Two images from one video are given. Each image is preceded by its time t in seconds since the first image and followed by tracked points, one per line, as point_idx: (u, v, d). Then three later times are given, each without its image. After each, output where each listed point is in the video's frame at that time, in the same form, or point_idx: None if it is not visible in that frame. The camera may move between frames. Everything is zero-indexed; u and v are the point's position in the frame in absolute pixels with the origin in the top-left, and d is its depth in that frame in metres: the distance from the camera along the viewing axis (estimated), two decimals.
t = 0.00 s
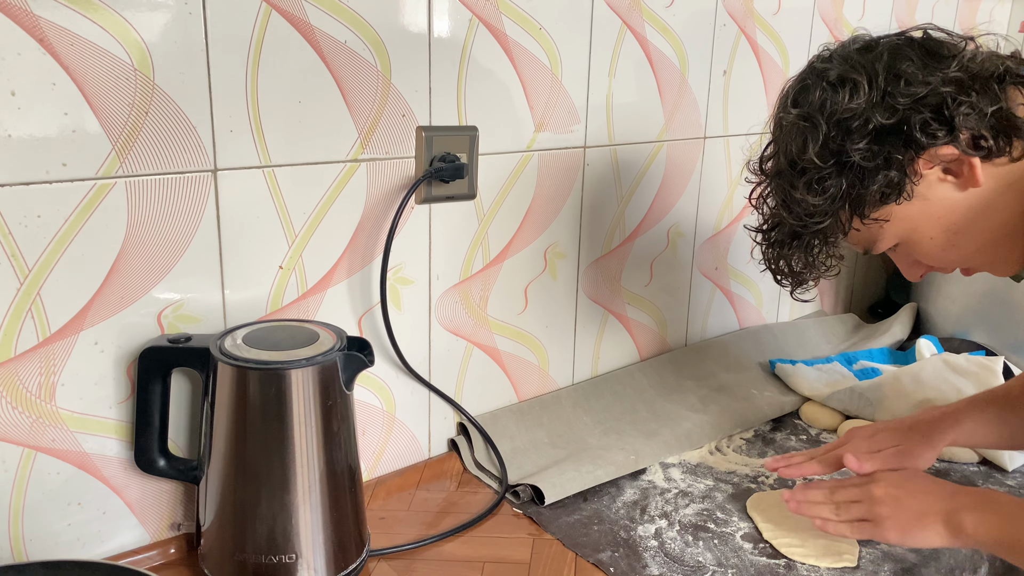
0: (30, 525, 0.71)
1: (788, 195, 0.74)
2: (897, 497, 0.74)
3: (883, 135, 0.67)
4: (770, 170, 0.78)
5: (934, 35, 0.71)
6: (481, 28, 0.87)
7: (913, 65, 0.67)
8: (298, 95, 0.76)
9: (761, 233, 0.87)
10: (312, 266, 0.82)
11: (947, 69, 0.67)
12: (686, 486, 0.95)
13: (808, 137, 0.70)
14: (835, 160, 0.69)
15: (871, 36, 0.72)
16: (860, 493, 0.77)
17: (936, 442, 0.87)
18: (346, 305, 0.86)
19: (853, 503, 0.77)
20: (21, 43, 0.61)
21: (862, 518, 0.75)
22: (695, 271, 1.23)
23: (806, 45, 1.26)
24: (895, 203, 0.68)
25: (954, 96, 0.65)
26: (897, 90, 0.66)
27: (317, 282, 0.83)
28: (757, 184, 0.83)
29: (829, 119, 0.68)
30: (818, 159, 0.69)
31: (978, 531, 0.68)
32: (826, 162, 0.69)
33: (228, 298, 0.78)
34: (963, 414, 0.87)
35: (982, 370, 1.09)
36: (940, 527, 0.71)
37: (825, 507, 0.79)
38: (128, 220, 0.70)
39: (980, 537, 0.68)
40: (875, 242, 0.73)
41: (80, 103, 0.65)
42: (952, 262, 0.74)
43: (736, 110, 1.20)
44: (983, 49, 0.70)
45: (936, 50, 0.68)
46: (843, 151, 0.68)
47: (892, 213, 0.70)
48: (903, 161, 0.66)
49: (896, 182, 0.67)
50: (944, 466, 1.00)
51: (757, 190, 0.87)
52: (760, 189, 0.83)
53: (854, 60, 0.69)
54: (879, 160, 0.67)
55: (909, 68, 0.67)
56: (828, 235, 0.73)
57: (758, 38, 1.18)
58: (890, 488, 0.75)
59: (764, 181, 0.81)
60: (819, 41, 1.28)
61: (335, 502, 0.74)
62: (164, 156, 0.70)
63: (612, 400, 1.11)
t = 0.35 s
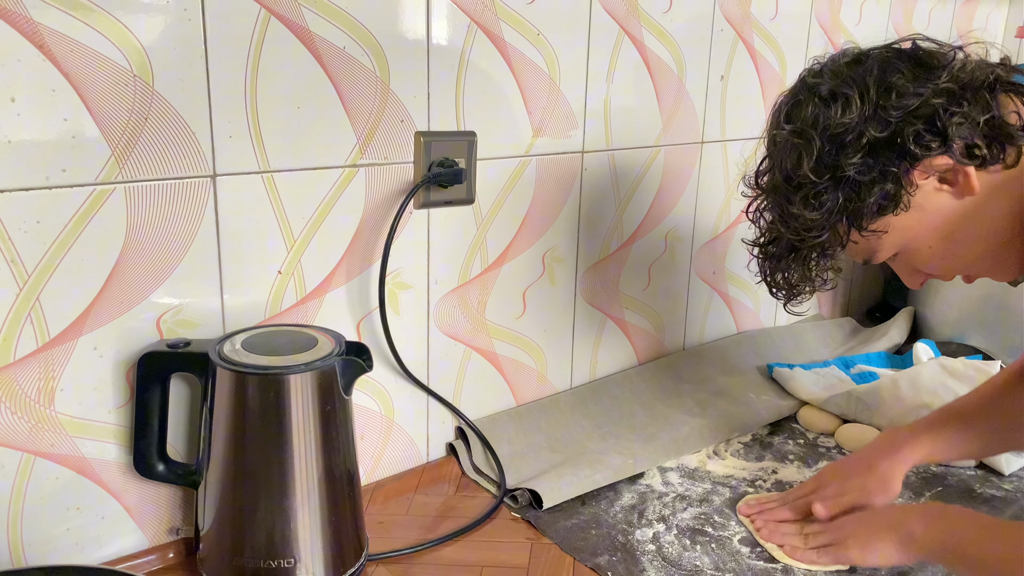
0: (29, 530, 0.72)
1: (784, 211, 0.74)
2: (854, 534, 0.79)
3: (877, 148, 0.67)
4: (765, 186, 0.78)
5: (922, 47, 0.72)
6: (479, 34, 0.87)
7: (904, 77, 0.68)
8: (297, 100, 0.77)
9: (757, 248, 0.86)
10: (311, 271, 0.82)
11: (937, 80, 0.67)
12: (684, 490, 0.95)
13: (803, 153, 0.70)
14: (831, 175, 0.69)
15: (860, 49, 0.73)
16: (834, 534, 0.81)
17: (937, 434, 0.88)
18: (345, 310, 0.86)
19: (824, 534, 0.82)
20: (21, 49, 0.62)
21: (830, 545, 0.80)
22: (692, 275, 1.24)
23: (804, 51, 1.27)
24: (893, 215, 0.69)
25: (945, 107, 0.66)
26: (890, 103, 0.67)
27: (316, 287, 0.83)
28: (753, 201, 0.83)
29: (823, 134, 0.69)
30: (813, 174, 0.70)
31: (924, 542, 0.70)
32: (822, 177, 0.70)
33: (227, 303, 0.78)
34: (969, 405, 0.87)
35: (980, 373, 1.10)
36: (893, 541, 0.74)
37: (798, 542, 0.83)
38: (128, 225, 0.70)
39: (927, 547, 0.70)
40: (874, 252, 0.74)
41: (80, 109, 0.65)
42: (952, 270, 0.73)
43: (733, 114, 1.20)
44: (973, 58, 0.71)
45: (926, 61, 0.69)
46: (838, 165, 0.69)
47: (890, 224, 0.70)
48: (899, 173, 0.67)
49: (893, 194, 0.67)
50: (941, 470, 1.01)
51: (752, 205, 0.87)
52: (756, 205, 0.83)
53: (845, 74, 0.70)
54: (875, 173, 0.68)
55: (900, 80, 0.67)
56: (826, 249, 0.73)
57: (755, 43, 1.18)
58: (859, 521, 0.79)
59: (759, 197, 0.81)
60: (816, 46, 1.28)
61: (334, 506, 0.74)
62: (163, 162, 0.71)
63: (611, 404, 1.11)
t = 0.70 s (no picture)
0: (25, 532, 0.71)
1: (779, 220, 0.75)
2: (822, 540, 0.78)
3: (867, 157, 0.68)
4: (761, 196, 0.79)
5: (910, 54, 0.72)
6: (476, 35, 0.87)
7: (891, 86, 0.68)
8: (293, 102, 0.77)
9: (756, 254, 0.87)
10: (308, 272, 0.82)
11: (925, 87, 0.68)
12: (681, 491, 0.95)
13: (794, 164, 0.71)
14: (822, 185, 0.70)
15: (849, 59, 0.73)
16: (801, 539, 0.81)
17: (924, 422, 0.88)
18: (342, 311, 0.86)
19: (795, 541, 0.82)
20: (17, 51, 0.61)
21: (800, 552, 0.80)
22: (689, 277, 1.24)
23: (800, 53, 1.27)
24: (886, 221, 0.69)
25: (934, 114, 0.66)
26: (878, 112, 0.67)
27: (313, 288, 0.83)
28: (748, 209, 0.84)
29: (814, 145, 0.69)
30: (805, 184, 0.71)
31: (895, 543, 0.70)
32: (813, 187, 0.70)
33: (224, 305, 0.78)
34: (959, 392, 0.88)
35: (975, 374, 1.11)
36: (867, 534, 0.74)
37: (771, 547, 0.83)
38: (124, 227, 0.70)
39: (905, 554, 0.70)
40: (869, 258, 0.74)
41: (76, 111, 0.65)
42: (949, 273, 0.73)
43: (729, 116, 1.21)
44: (960, 64, 0.71)
45: (913, 69, 0.69)
46: (829, 175, 0.69)
47: (884, 230, 0.70)
48: (890, 181, 0.67)
49: (885, 202, 0.68)
50: (937, 471, 1.01)
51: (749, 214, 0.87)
52: (752, 214, 0.84)
53: (833, 85, 0.70)
54: (865, 181, 0.68)
55: (887, 89, 0.68)
56: (821, 256, 0.74)
57: (752, 45, 1.19)
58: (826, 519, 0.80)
59: (755, 206, 0.82)
60: (812, 48, 1.29)
61: (331, 508, 0.74)
62: (160, 164, 0.70)
63: (608, 405, 1.11)
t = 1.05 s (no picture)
0: (18, 536, 0.71)
1: (767, 226, 0.75)
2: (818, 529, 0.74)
3: (852, 163, 0.68)
4: (750, 201, 0.79)
5: (893, 60, 0.72)
6: (470, 38, 0.87)
7: (875, 92, 0.68)
8: (287, 105, 0.77)
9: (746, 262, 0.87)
10: (302, 275, 0.83)
11: (907, 93, 0.68)
12: (676, 493, 0.95)
13: (780, 171, 0.71)
14: (809, 191, 0.70)
15: (833, 66, 0.73)
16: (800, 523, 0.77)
17: (927, 411, 0.88)
18: (336, 314, 0.86)
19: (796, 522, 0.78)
20: (11, 54, 0.62)
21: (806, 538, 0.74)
22: (683, 279, 1.24)
23: (793, 55, 1.27)
24: (873, 226, 0.69)
25: (916, 119, 0.67)
26: (862, 118, 0.67)
27: (308, 291, 0.84)
28: (738, 216, 0.84)
29: (800, 151, 0.70)
30: (792, 191, 0.71)
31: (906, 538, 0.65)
32: (800, 193, 0.71)
33: (218, 308, 0.78)
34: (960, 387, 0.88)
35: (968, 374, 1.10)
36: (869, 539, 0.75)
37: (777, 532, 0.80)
38: (118, 230, 0.70)
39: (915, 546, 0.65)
40: (859, 262, 0.74)
41: (70, 114, 0.65)
42: (937, 273, 0.74)
43: (723, 118, 1.21)
44: (942, 69, 0.71)
45: (896, 75, 0.69)
46: (816, 181, 0.69)
47: (872, 235, 0.71)
48: (875, 186, 0.68)
49: (871, 207, 0.68)
50: (932, 472, 1.01)
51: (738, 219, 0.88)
52: (741, 220, 0.84)
53: (818, 92, 0.70)
54: (851, 186, 0.68)
55: (871, 95, 0.68)
56: (810, 261, 0.74)
57: (745, 47, 1.19)
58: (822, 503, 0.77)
59: (744, 212, 0.82)
60: (806, 50, 1.29)
61: (326, 511, 0.74)
62: (154, 167, 0.71)
63: (603, 407, 1.11)
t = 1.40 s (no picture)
0: (14, 540, 0.71)
1: (756, 229, 0.75)
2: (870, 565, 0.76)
3: (838, 167, 0.68)
4: (740, 206, 0.80)
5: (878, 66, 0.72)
6: (465, 42, 0.88)
7: (860, 97, 0.68)
8: (283, 108, 0.77)
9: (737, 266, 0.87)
10: (298, 278, 0.83)
11: (891, 97, 0.68)
12: (671, 494, 0.95)
13: (768, 174, 0.72)
14: (796, 194, 0.70)
15: (820, 72, 0.74)
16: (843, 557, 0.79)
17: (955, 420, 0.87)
18: (332, 316, 0.86)
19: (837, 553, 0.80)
20: (6, 58, 0.62)
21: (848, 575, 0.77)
22: (679, 281, 1.24)
23: (788, 57, 1.28)
24: (860, 228, 0.69)
25: (900, 123, 0.67)
26: (848, 122, 0.67)
27: (303, 294, 0.84)
28: (729, 221, 0.84)
29: (787, 155, 0.70)
30: (780, 194, 0.71)
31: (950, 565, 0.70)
32: (788, 197, 0.71)
33: (213, 311, 0.78)
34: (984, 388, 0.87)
35: (964, 376, 1.08)
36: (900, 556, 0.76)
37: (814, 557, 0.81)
38: (113, 233, 0.70)
39: (958, 560, 0.62)
40: (847, 265, 0.74)
41: (65, 118, 0.65)
42: (925, 275, 0.75)
43: (718, 120, 1.21)
44: (926, 73, 0.71)
45: (881, 80, 0.70)
46: (803, 184, 0.70)
47: (859, 237, 0.71)
48: (861, 189, 0.68)
49: (858, 209, 0.68)
50: (927, 472, 1.01)
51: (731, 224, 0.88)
52: (732, 224, 0.85)
53: (804, 97, 0.71)
54: (838, 189, 0.68)
55: (856, 99, 0.68)
56: (798, 264, 0.74)
57: (740, 50, 1.19)
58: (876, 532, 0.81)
59: (734, 217, 0.82)
60: (801, 52, 1.30)
61: (321, 514, 0.74)
62: (149, 170, 0.71)
63: (599, 409, 1.12)
